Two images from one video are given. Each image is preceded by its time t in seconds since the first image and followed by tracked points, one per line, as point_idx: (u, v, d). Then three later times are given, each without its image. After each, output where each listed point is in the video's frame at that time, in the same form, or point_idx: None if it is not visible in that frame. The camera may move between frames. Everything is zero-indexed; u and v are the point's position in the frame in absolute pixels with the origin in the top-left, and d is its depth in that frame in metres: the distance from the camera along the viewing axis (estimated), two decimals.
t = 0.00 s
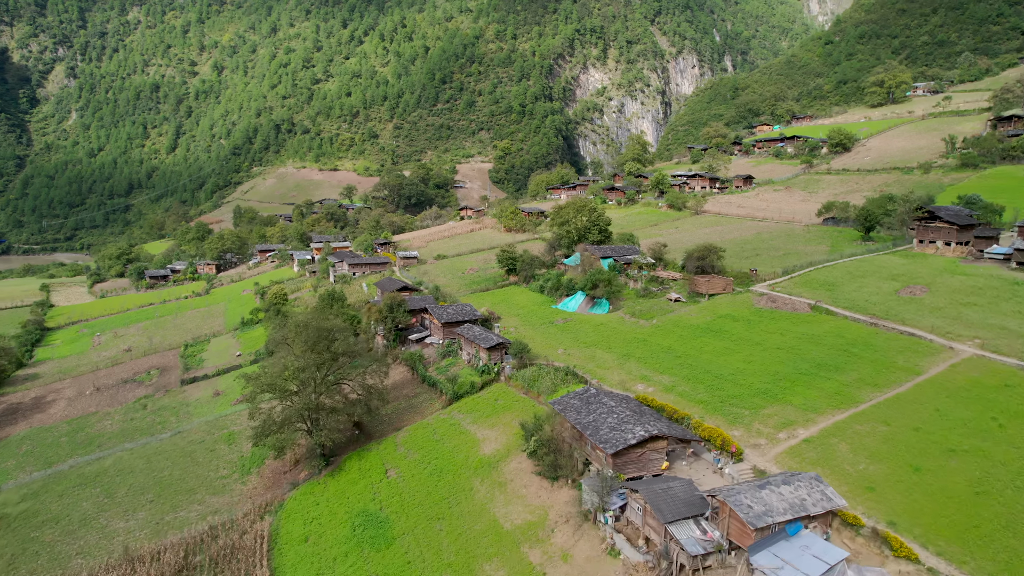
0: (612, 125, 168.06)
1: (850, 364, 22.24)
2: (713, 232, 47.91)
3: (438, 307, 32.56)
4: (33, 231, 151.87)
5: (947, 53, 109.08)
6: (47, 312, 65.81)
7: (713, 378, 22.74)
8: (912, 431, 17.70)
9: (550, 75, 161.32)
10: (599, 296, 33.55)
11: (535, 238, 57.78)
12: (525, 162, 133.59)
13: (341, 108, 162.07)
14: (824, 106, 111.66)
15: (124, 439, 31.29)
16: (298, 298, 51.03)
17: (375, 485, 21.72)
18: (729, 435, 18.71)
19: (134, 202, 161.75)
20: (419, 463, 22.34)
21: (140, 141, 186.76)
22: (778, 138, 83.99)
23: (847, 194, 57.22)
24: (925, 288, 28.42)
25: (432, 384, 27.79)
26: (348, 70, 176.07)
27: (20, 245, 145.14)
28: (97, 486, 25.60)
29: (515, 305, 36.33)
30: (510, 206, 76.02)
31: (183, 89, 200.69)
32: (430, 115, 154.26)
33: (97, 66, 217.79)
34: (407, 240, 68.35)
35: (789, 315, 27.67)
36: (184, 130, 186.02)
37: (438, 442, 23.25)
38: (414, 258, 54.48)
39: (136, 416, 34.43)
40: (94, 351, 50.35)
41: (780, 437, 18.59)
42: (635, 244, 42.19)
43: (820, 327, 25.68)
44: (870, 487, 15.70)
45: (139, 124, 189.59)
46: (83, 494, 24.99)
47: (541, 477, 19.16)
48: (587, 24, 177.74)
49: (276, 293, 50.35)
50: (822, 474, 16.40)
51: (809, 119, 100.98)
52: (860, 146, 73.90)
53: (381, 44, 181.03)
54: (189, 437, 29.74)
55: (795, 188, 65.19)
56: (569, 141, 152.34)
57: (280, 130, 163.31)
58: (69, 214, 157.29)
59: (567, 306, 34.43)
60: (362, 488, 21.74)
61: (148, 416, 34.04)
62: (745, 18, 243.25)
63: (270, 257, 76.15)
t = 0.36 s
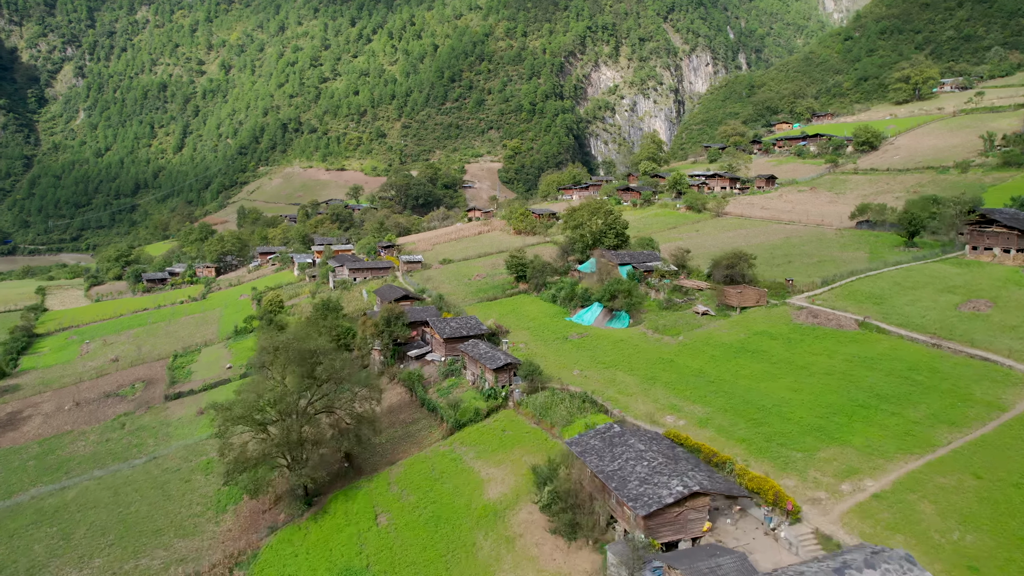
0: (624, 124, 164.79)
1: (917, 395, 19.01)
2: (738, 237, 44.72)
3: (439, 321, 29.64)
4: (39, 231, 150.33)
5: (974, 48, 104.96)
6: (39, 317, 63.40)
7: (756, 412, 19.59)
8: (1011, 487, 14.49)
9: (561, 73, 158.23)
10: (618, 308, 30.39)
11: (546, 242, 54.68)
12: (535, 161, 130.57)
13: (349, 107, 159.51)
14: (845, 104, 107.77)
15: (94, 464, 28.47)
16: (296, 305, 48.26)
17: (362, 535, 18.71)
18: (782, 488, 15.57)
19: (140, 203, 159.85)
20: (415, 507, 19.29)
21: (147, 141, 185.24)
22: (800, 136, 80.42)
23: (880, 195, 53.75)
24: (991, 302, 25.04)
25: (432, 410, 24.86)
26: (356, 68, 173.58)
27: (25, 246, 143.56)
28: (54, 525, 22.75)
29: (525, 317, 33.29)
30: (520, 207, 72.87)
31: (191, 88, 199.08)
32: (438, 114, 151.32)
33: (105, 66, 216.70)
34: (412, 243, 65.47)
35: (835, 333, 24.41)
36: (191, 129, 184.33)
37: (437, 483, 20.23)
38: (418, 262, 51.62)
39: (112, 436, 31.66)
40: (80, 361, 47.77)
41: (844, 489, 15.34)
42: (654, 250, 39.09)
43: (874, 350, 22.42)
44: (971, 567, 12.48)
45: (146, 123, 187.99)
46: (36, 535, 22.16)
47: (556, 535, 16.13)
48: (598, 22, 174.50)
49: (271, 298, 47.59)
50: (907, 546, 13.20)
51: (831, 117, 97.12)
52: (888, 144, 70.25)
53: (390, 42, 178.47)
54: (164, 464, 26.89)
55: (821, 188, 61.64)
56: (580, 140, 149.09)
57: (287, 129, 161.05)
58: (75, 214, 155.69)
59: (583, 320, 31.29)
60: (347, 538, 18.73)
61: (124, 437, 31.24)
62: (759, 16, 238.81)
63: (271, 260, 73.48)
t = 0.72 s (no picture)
0: (636, 123, 161.56)
1: (1011, 440, 15.71)
2: (765, 243, 41.53)
3: (440, 337, 26.64)
4: (45, 232, 148.80)
5: (1003, 43, 100.91)
6: (28, 323, 60.95)
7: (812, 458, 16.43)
8: None
9: (572, 71, 154.91)
10: (640, 324, 27.18)
11: (558, 246, 51.64)
12: (546, 161, 127.57)
13: (356, 106, 156.94)
14: (867, 101, 103.86)
15: (56, 495, 25.57)
16: (292, 313, 45.46)
17: None
18: (859, 567, 12.37)
19: (146, 203, 157.97)
20: (407, 567, 16.19)
21: (154, 141, 183.49)
22: (824, 134, 76.79)
23: (916, 196, 50.21)
24: None
25: (430, 443, 21.84)
26: (364, 67, 170.99)
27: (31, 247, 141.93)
28: None
29: (536, 331, 30.29)
30: (530, 209, 69.75)
31: (198, 88, 197.35)
32: (447, 113, 148.46)
33: (113, 65, 215.48)
34: (417, 246, 62.65)
35: (894, 356, 21.13)
36: (198, 129, 182.73)
37: (433, 536, 17.14)
38: (422, 267, 48.71)
39: (82, 460, 28.74)
40: (63, 371, 45.10)
41: (940, 571, 12.13)
42: (677, 256, 35.99)
43: (945, 379, 19.10)
44: None
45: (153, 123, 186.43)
46: None
47: None
48: (610, 19, 171.10)
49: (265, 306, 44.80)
50: None
51: (854, 114, 92.86)
52: (920, 142, 66.57)
53: (398, 40, 175.92)
54: (130, 499, 23.90)
55: (849, 188, 58.08)
56: (591, 139, 145.75)
57: (294, 129, 158.68)
58: (81, 214, 154.05)
59: (601, 336, 28.15)
60: None
61: (94, 462, 28.36)
62: (773, 13, 234.34)
63: (271, 263, 70.81)
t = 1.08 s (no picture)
0: (650, 122, 158.05)
1: None
2: (797, 249, 38.25)
3: (441, 358, 23.70)
4: (51, 232, 147.28)
5: None
6: (19, 329, 58.59)
7: (895, 527, 13.19)
8: None
9: (584, 68, 151.51)
10: (667, 342, 23.98)
11: (571, 251, 48.60)
12: (557, 160, 124.53)
13: (364, 105, 154.34)
14: (892, 98, 99.91)
15: (9, 534, 22.73)
16: (288, 322, 42.59)
17: None
18: None
19: (153, 203, 156.09)
20: None
21: (161, 140, 181.77)
22: (850, 132, 73.12)
23: (957, 197, 46.65)
24: None
25: (426, 485, 18.81)
26: (372, 65, 168.32)
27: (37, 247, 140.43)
28: None
29: (548, 349, 27.29)
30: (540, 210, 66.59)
31: (206, 87, 195.45)
32: (457, 111, 145.60)
33: (122, 65, 214.21)
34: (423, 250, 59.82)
35: (972, 386, 17.90)
36: (206, 128, 180.97)
37: None
38: (426, 273, 45.80)
39: (44, 491, 25.91)
40: (46, 383, 42.48)
41: None
42: (703, 264, 32.86)
43: None
44: None
45: (160, 122, 184.87)
46: None
47: None
48: (622, 15, 167.48)
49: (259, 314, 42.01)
50: None
51: (880, 112, 88.03)
52: (954, 139, 62.82)
53: (407, 38, 173.23)
54: (86, 542, 20.99)
55: (881, 189, 54.54)
56: (603, 138, 142.37)
57: (301, 128, 156.24)
58: (88, 214, 152.48)
59: (623, 356, 24.99)
60: None
61: (58, 493, 25.51)
62: (789, 10, 229.68)
63: (271, 267, 68.13)
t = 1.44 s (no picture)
0: (664, 121, 154.42)
1: None
2: (835, 256, 34.95)
3: (440, 385, 20.71)
4: (58, 232, 145.81)
5: None
6: (8, 335, 56.25)
7: None
8: None
9: (596, 66, 147.97)
10: (701, 368, 20.83)
11: (585, 256, 45.54)
12: (569, 160, 121.44)
13: (373, 104, 151.68)
14: (919, 95, 95.82)
15: None
16: (282, 332, 39.81)
17: None
18: None
19: (160, 203, 154.21)
20: None
21: (169, 140, 180.08)
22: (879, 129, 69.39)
23: (1004, 198, 43.02)
24: None
25: (420, 542, 15.85)
26: (381, 63, 165.65)
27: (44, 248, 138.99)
28: None
29: (563, 371, 24.24)
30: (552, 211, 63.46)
31: (215, 86, 193.47)
32: (466, 110, 142.71)
33: (131, 64, 212.85)
34: (428, 253, 56.93)
35: None
36: (213, 127, 179.13)
37: None
38: (430, 279, 42.91)
39: None
40: (25, 396, 39.90)
41: None
42: (734, 274, 29.79)
43: None
44: None
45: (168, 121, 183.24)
46: None
47: None
48: (636, 12, 163.73)
49: (251, 323, 39.28)
50: None
51: (908, 108, 84.08)
52: (993, 136, 58.97)
53: (417, 36, 170.36)
54: None
55: (917, 189, 50.88)
56: (616, 137, 139.04)
57: (309, 127, 153.73)
58: (95, 214, 150.93)
59: (650, 382, 21.86)
60: None
61: (11, 532, 22.73)
62: (806, 6, 224.77)
63: (271, 271, 65.45)
